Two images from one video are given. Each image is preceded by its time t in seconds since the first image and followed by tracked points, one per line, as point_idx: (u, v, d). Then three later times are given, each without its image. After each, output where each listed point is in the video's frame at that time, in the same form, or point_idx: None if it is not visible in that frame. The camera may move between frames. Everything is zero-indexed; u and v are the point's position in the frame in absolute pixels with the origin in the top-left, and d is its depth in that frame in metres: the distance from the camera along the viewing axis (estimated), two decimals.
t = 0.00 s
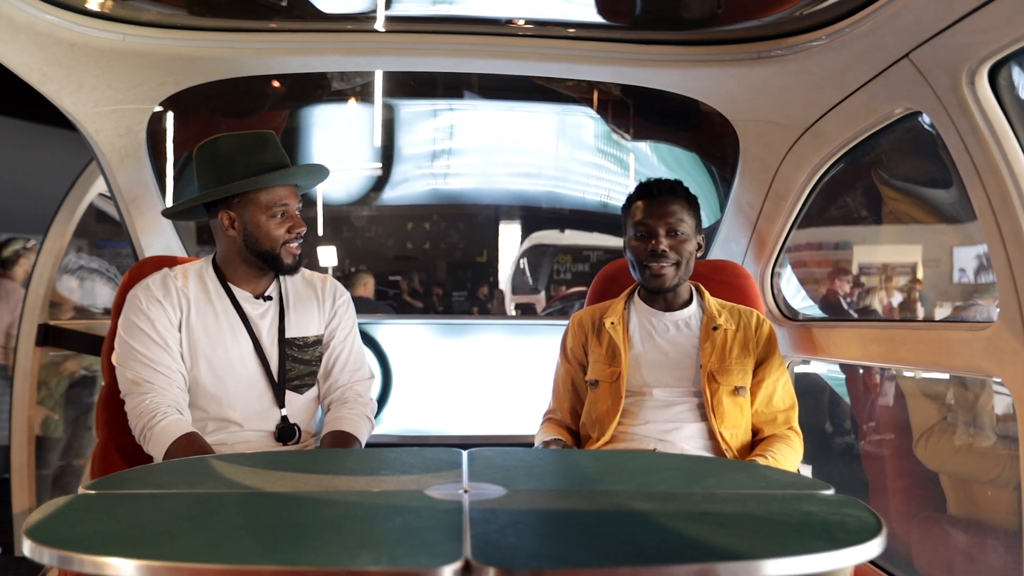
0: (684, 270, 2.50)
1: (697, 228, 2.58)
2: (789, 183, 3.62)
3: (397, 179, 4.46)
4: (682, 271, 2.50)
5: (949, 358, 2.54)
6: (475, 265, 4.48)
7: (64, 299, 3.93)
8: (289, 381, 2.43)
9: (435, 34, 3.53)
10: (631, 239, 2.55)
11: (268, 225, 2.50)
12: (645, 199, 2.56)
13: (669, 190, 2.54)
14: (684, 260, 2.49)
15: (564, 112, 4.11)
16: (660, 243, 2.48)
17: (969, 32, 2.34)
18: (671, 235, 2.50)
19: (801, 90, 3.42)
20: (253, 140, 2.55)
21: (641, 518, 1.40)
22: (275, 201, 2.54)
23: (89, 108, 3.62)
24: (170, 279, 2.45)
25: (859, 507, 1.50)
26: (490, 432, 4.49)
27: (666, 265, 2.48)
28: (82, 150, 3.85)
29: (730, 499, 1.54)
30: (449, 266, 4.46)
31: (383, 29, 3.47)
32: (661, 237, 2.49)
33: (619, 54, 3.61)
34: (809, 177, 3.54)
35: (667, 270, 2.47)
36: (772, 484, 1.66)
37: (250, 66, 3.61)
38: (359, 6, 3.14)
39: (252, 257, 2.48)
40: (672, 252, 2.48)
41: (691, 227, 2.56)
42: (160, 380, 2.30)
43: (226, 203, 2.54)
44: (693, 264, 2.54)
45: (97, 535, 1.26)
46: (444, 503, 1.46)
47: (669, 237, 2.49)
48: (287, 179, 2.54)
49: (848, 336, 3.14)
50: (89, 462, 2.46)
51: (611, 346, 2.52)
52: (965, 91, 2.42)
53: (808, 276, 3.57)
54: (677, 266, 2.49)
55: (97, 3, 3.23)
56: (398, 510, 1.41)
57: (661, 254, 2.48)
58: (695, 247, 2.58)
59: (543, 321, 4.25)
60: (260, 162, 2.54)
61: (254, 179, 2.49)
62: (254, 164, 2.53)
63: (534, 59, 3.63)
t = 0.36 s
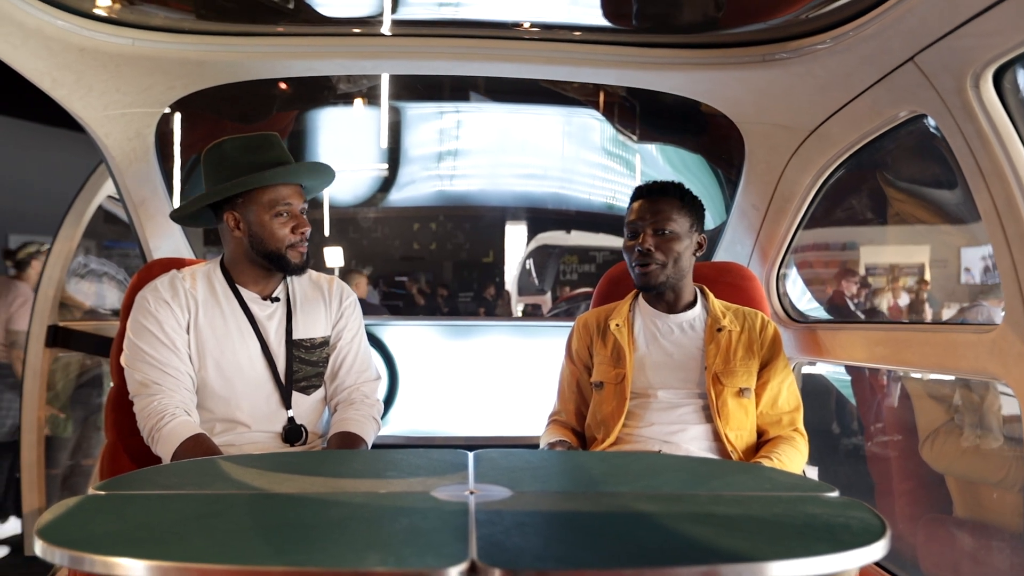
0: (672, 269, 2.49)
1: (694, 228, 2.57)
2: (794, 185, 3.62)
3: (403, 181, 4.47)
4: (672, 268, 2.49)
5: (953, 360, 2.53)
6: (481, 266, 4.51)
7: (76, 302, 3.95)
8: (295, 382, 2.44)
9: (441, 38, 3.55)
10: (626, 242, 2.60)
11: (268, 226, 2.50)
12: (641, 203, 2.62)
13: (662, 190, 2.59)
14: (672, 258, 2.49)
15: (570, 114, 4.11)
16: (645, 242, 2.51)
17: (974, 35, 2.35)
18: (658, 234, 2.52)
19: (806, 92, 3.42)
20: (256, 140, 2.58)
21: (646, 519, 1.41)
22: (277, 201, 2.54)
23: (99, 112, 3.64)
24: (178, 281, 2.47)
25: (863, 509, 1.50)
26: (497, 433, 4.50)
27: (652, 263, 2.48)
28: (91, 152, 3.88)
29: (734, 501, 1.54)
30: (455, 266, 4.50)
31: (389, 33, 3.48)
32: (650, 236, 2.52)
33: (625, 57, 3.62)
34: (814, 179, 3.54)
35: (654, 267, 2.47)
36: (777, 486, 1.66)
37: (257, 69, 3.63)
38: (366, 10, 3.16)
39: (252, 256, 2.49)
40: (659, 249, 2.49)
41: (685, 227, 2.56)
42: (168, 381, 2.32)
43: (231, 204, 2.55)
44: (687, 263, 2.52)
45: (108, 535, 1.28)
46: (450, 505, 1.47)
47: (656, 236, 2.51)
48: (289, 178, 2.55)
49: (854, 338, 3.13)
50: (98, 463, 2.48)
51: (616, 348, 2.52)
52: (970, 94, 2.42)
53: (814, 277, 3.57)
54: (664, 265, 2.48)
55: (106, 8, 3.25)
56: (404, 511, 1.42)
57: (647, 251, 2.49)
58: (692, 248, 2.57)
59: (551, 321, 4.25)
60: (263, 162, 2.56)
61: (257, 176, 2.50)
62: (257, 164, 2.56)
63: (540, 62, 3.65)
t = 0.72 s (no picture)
0: (672, 274, 2.49)
1: (694, 229, 2.55)
2: (801, 186, 3.61)
3: (409, 182, 4.49)
4: (672, 272, 2.48)
5: (960, 361, 2.53)
6: (487, 265, 4.46)
7: (85, 302, 3.98)
8: (301, 382, 2.46)
9: (447, 40, 3.57)
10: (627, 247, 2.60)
11: (245, 219, 2.52)
12: (640, 207, 2.59)
13: (657, 195, 2.56)
14: (670, 264, 2.48)
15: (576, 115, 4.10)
16: (643, 250, 2.50)
17: (981, 37, 2.36)
18: (656, 241, 2.50)
19: (812, 93, 3.44)
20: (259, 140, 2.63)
21: (651, 520, 1.42)
22: (258, 194, 2.55)
23: (108, 114, 3.63)
24: (185, 284, 2.48)
25: (869, 511, 1.50)
26: (503, 432, 4.51)
27: (650, 271, 2.49)
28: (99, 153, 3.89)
29: (740, 502, 1.55)
30: (461, 266, 4.47)
31: (396, 35, 3.50)
32: (648, 243, 2.51)
33: (630, 58, 3.63)
34: (821, 180, 3.53)
35: (655, 274, 2.48)
36: (783, 488, 1.67)
37: (265, 71, 3.65)
38: (372, 12, 3.17)
39: (240, 254, 2.52)
40: (657, 256, 2.49)
41: (685, 229, 2.53)
42: (175, 381, 2.32)
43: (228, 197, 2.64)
44: (688, 266, 2.51)
45: (117, 535, 1.29)
46: (456, 506, 1.48)
47: (654, 242, 2.50)
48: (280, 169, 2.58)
49: (860, 338, 3.13)
50: (106, 463, 2.48)
51: (623, 350, 2.53)
52: (977, 96, 2.42)
53: (821, 277, 3.57)
54: (663, 271, 2.48)
55: (114, 10, 3.26)
56: (411, 512, 1.43)
57: (646, 258, 2.49)
58: (693, 249, 2.55)
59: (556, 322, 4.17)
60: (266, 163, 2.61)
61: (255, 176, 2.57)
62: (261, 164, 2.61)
63: (546, 63, 3.65)
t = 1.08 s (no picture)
0: (679, 275, 2.48)
1: (700, 230, 2.55)
2: (808, 187, 3.60)
3: (415, 183, 4.49)
4: (679, 273, 2.48)
5: (969, 363, 2.52)
6: (494, 265, 4.52)
7: (93, 303, 4.00)
8: (307, 383, 2.46)
9: (453, 41, 3.57)
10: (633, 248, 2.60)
11: (249, 221, 2.53)
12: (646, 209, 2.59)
13: (663, 196, 2.56)
14: (678, 264, 2.47)
15: (583, 115, 4.10)
16: (650, 250, 2.50)
17: (989, 37, 2.35)
18: (663, 241, 2.50)
19: (820, 94, 3.42)
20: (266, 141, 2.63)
21: (657, 522, 1.41)
22: (262, 195, 2.56)
23: (116, 115, 3.64)
24: (192, 285, 2.49)
25: (877, 513, 1.50)
26: (509, 433, 4.51)
27: (658, 271, 2.48)
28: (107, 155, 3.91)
29: (747, 505, 1.54)
30: (468, 265, 4.52)
31: (402, 36, 3.49)
32: (654, 243, 2.50)
33: (636, 59, 3.62)
34: (828, 181, 3.52)
35: (661, 274, 2.47)
36: (790, 490, 1.66)
37: (271, 73, 3.66)
38: (379, 13, 3.17)
39: (247, 255, 2.53)
40: (664, 256, 2.48)
41: (691, 230, 2.53)
42: (183, 382, 2.33)
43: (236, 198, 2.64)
44: (694, 266, 2.50)
45: (125, 536, 1.29)
46: (462, 507, 1.48)
47: (661, 243, 2.49)
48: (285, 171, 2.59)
49: (868, 339, 3.13)
50: (114, 462, 2.50)
51: (629, 350, 2.52)
52: (986, 96, 2.41)
53: (828, 278, 3.56)
54: (671, 271, 2.48)
55: (122, 11, 3.27)
56: (417, 513, 1.43)
57: (653, 259, 2.49)
58: (699, 250, 2.54)
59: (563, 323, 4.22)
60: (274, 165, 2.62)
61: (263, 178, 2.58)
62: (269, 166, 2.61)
63: (553, 64, 3.64)
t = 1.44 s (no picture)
0: (666, 280, 2.49)
1: (693, 232, 2.51)
2: (815, 188, 3.59)
3: (422, 183, 4.50)
4: (665, 277, 2.49)
5: (977, 365, 2.54)
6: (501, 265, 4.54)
7: (101, 303, 4.01)
8: (315, 385, 2.47)
9: (459, 43, 3.57)
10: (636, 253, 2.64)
11: (291, 228, 2.53)
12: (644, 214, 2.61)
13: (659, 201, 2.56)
14: (663, 270, 2.48)
15: (590, 116, 4.09)
16: (638, 257, 2.53)
17: (996, 39, 2.35)
18: (650, 247, 2.52)
19: (826, 95, 3.42)
20: (285, 144, 2.60)
21: (664, 525, 1.41)
22: (304, 204, 2.58)
23: (124, 118, 3.68)
24: (200, 286, 2.50)
25: (884, 516, 1.50)
26: (515, 433, 4.52)
27: (646, 278, 2.52)
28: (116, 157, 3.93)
29: (754, 507, 1.54)
30: (474, 266, 4.58)
31: (409, 38, 3.50)
32: (642, 249, 2.53)
33: (642, 61, 3.62)
34: (836, 182, 3.51)
35: (648, 281, 2.50)
36: (797, 492, 1.66)
37: (278, 75, 3.67)
38: (385, 16, 3.18)
39: (278, 260, 2.52)
40: (650, 262, 2.51)
41: (682, 233, 2.51)
42: (191, 384, 2.34)
43: (256, 206, 2.57)
44: (683, 270, 2.49)
45: (134, 537, 1.30)
46: (469, 509, 1.48)
47: (648, 249, 2.52)
48: (314, 182, 2.59)
49: (876, 342, 3.14)
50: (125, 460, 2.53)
51: (637, 350, 2.52)
52: (994, 98, 2.41)
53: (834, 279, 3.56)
54: (657, 277, 2.50)
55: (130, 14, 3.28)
56: (424, 515, 1.44)
57: (641, 265, 2.53)
58: (692, 253, 2.52)
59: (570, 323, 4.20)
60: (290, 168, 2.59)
61: (285, 183, 2.54)
62: (285, 169, 2.59)
63: (559, 66, 3.63)
